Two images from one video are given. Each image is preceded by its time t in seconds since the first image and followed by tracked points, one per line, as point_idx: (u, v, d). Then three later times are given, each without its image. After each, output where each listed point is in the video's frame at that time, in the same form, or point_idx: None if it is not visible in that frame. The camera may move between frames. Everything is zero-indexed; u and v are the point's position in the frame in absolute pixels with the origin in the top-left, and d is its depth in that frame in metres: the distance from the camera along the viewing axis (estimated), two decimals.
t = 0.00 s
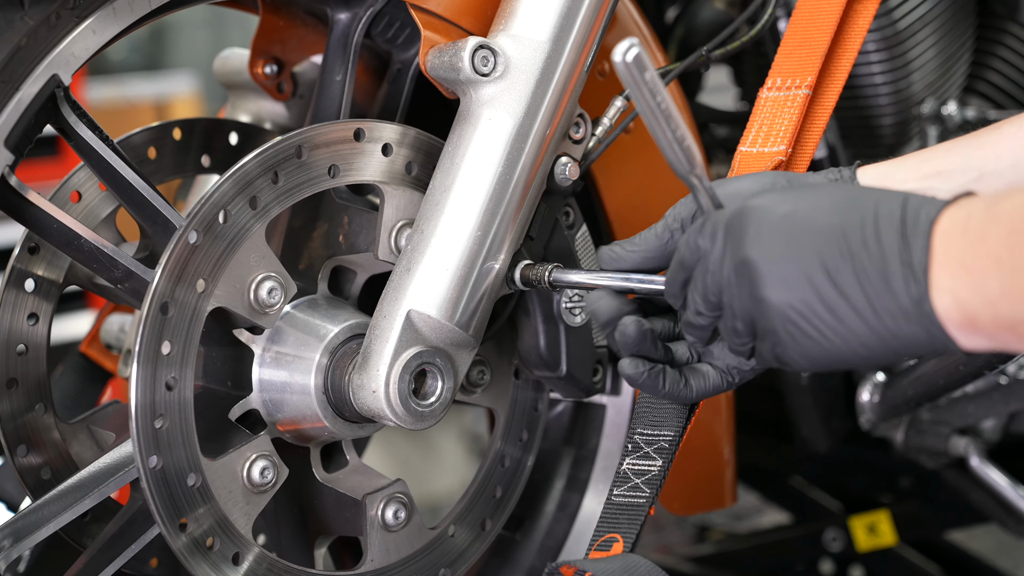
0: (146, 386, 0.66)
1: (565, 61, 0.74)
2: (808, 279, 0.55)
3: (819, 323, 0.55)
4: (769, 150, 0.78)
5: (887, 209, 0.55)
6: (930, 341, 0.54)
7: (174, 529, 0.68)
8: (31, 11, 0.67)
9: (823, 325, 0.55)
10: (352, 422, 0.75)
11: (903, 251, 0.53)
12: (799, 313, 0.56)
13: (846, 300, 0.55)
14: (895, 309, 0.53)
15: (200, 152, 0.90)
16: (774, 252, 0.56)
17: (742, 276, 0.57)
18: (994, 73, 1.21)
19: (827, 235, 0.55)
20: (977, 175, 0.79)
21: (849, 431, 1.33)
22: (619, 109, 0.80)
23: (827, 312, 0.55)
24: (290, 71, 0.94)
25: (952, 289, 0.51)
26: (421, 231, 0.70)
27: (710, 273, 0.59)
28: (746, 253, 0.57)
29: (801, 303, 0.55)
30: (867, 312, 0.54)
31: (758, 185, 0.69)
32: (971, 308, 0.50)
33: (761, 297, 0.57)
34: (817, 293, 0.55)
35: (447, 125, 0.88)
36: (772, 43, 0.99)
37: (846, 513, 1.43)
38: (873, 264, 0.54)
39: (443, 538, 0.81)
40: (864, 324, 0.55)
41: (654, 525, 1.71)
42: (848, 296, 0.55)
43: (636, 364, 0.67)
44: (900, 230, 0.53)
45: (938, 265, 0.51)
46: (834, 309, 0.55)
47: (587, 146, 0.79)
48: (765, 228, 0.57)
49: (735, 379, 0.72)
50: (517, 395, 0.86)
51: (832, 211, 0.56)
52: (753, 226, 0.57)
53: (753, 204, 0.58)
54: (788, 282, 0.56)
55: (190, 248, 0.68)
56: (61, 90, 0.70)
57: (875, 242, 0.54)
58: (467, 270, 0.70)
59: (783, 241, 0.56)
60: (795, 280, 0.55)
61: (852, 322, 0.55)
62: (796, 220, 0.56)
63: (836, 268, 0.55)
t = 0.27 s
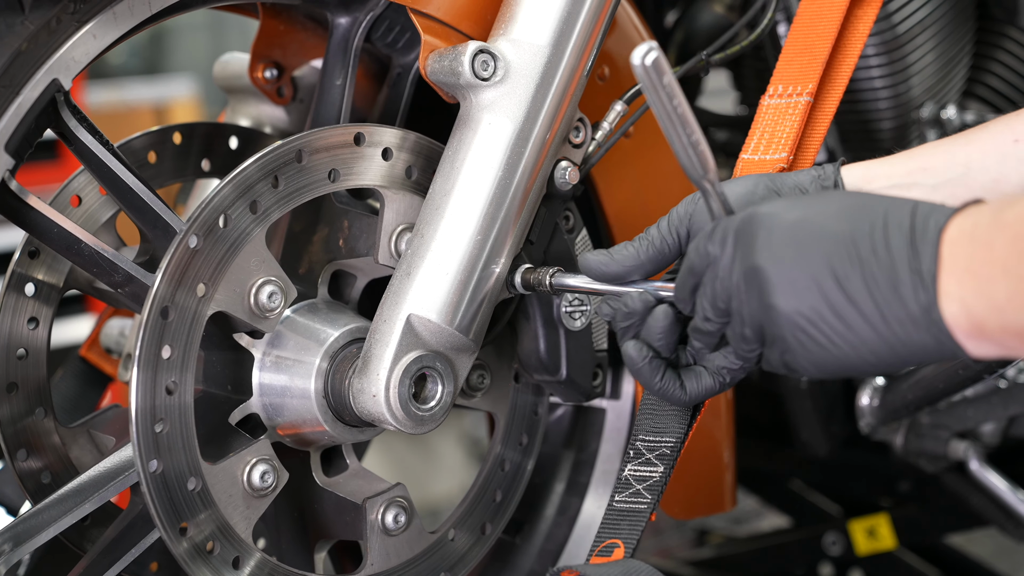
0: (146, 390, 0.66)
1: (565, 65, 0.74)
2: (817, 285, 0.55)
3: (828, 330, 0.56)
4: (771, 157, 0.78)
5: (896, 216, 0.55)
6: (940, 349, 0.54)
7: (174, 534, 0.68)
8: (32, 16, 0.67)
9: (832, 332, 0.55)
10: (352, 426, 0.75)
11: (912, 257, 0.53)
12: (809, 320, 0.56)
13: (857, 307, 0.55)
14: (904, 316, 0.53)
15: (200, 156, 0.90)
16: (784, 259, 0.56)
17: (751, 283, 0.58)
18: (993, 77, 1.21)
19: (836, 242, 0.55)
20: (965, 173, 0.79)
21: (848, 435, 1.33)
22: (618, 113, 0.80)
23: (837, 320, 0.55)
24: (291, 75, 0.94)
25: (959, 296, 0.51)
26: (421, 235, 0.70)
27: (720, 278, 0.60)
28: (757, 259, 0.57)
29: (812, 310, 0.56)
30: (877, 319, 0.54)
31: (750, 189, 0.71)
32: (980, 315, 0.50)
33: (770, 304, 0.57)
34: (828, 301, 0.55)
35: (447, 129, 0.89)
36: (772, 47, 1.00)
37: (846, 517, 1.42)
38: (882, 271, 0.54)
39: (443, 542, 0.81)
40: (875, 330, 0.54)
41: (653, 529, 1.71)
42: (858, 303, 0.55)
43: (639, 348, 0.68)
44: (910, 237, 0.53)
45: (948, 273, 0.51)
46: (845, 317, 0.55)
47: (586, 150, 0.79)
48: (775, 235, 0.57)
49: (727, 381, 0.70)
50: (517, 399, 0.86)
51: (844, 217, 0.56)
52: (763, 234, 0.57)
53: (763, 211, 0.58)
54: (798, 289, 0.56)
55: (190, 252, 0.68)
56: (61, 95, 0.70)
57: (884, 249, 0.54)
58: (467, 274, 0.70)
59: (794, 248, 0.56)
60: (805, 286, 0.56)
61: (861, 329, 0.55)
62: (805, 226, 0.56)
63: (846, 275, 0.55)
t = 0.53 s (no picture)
0: (146, 391, 0.66)
1: (566, 66, 0.74)
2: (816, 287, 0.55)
3: (825, 333, 0.55)
4: (771, 158, 0.78)
5: (895, 219, 0.55)
6: (936, 352, 0.54)
7: (174, 535, 0.68)
8: (33, 17, 0.67)
9: (830, 334, 0.55)
10: (352, 427, 0.75)
11: (911, 261, 0.53)
12: (807, 322, 0.56)
13: (854, 310, 0.55)
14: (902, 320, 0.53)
15: (201, 158, 0.90)
16: (783, 260, 0.56)
17: (749, 284, 0.57)
18: (993, 80, 1.21)
19: (836, 244, 0.55)
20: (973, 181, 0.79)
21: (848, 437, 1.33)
22: (619, 114, 0.80)
23: (835, 322, 0.55)
24: (291, 77, 0.94)
25: (955, 301, 0.51)
26: (422, 236, 0.70)
27: (717, 279, 0.60)
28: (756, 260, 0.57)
29: (810, 312, 0.55)
30: (875, 322, 0.54)
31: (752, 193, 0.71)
32: (977, 318, 0.50)
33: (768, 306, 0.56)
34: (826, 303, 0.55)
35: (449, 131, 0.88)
36: (773, 49, 1.00)
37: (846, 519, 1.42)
38: (881, 274, 0.54)
39: (443, 544, 0.81)
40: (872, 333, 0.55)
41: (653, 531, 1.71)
42: (856, 305, 0.55)
43: (644, 345, 0.69)
44: (909, 240, 0.53)
45: (946, 277, 0.52)
46: (842, 319, 0.55)
47: (587, 152, 0.79)
48: (773, 236, 0.57)
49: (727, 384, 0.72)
50: (517, 401, 0.86)
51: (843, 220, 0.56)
52: (762, 235, 0.57)
53: (761, 212, 0.58)
54: (796, 291, 0.56)
55: (191, 253, 0.68)
56: (62, 96, 0.70)
57: (883, 252, 0.54)
58: (468, 275, 0.70)
59: (794, 250, 0.56)
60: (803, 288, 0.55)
61: (858, 332, 0.55)
62: (805, 228, 0.56)
63: (844, 277, 0.55)
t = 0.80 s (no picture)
0: (143, 394, 0.66)
1: (565, 68, 0.74)
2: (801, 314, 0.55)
3: (820, 356, 0.56)
4: (763, 155, 0.78)
5: (867, 229, 0.55)
6: (932, 355, 0.54)
7: (171, 537, 0.67)
8: (30, 18, 0.66)
9: (825, 356, 0.55)
10: (350, 430, 0.75)
11: (891, 273, 0.53)
12: (800, 349, 0.56)
13: (844, 329, 0.55)
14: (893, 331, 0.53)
15: (199, 159, 0.90)
16: (763, 293, 0.56)
17: (735, 325, 0.57)
18: (992, 82, 1.21)
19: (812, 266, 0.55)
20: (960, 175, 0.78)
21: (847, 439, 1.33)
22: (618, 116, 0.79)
23: (828, 343, 0.55)
24: (289, 78, 0.93)
25: (942, 310, 0.51)
26: (420, 239, 0.70)
27: (702, 316, 0.59)
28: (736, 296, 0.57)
29: (799, 340, 0.56)
30: (865, 338, 0.54)
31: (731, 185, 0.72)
32: (968, 323, 0.50)
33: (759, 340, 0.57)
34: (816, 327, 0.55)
35: (447, 133, 0.88)
36: (772, 51, 0.99)
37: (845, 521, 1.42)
38: (863, 290, 0.54)
39: (442, 547, 0.81)
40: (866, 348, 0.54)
41: (652, 533, 1.71)
42: (843, 324, 0.54)
43: (592, 352, 0.67)
44: (885, 252, 0.53)
45: (927, 286, 0.51)
46: (834, 339, 0.55)
47: (586, 153, 0.79)
48: (750, 271, 0.56)
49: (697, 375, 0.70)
50: (516, 404, 0.86)
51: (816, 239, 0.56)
52: (739, 270, 0.57)
53: (735, 245, 0.58)
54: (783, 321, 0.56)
55: (188, 255, 0.68)
56: (60, 97, 0.70)
57: (861, 269, 0.54)
58: (466, 277, 0.70)
59: (771, 282, 0.56)
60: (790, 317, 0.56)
61: (852, 350, 0.55)
62: (781, 255, 0.56)
63: (828, 300, 0.55)
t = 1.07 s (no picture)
0: (143, 395, 0.66)
1: (564, 68, 0.73)
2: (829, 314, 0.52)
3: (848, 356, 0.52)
4: (763, 155, 0.78)
5: (889, 220, 0.51)
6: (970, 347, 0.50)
7: (170, 538, 0.67)
8: (28, 19, 0.66)
9: (859, 358, 0.52)
10: (350, 431, 0.75)
11: (920, 269, 0.49)
12: (831, 352, 0.52)
13: (874, 329, 0.51)
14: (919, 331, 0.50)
15: (198, 160, 0.90)
16: (787, 295, 0.52)
17: (762, 332, 0.53)
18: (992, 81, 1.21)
19: (833, 263, 0.52)
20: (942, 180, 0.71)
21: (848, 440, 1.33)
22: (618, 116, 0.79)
23: (856, 344, 0.52)
24: (289, 79, 0.94)
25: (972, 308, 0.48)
26: (420, 239, 0.70)
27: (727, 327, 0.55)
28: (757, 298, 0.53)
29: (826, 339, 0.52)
30: (894, 339, 0.51)
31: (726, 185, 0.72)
32: (1009, 317, 0.47)
33: (786, 344, 0.53)
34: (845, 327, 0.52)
35: (447, 133, 0.88)
36: (772, 51, 0.99)
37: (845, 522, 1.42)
38: (895, 288, 0.50)
39: (442, 548, 0.81)
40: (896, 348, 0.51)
41: (652, 534, 1.71)
42: (877, 324, 0.51)
43: (552, 353, 0.69)
44: (913, 248, 0.49)
45: (962, 283, 0.48)
46: (864, 340, 0.51)
47: (586, 154, 0.79)
48: (772, 274, 0.52)
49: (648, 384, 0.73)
50: (516, 405, 0.85)
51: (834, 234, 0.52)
52: (762, 271, 0.53)
53: (751, 247, 0.54)
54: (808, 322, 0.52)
55: (187, 256, 0.68)
56: (59, 98, 0.69)
57: (889, 267, 0.50)
58: (467, 278, 0.70)
59: (793, 281, 0.52)
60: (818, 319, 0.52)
61: (883, 351, 0.51)
62: (801, 255, 0.52)
63: (858, 299, 0.51)
